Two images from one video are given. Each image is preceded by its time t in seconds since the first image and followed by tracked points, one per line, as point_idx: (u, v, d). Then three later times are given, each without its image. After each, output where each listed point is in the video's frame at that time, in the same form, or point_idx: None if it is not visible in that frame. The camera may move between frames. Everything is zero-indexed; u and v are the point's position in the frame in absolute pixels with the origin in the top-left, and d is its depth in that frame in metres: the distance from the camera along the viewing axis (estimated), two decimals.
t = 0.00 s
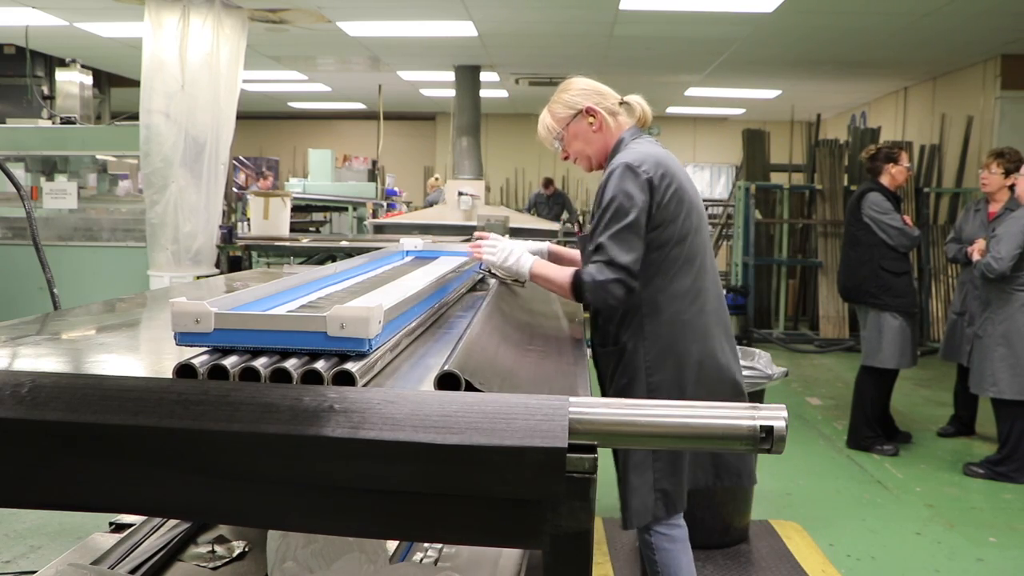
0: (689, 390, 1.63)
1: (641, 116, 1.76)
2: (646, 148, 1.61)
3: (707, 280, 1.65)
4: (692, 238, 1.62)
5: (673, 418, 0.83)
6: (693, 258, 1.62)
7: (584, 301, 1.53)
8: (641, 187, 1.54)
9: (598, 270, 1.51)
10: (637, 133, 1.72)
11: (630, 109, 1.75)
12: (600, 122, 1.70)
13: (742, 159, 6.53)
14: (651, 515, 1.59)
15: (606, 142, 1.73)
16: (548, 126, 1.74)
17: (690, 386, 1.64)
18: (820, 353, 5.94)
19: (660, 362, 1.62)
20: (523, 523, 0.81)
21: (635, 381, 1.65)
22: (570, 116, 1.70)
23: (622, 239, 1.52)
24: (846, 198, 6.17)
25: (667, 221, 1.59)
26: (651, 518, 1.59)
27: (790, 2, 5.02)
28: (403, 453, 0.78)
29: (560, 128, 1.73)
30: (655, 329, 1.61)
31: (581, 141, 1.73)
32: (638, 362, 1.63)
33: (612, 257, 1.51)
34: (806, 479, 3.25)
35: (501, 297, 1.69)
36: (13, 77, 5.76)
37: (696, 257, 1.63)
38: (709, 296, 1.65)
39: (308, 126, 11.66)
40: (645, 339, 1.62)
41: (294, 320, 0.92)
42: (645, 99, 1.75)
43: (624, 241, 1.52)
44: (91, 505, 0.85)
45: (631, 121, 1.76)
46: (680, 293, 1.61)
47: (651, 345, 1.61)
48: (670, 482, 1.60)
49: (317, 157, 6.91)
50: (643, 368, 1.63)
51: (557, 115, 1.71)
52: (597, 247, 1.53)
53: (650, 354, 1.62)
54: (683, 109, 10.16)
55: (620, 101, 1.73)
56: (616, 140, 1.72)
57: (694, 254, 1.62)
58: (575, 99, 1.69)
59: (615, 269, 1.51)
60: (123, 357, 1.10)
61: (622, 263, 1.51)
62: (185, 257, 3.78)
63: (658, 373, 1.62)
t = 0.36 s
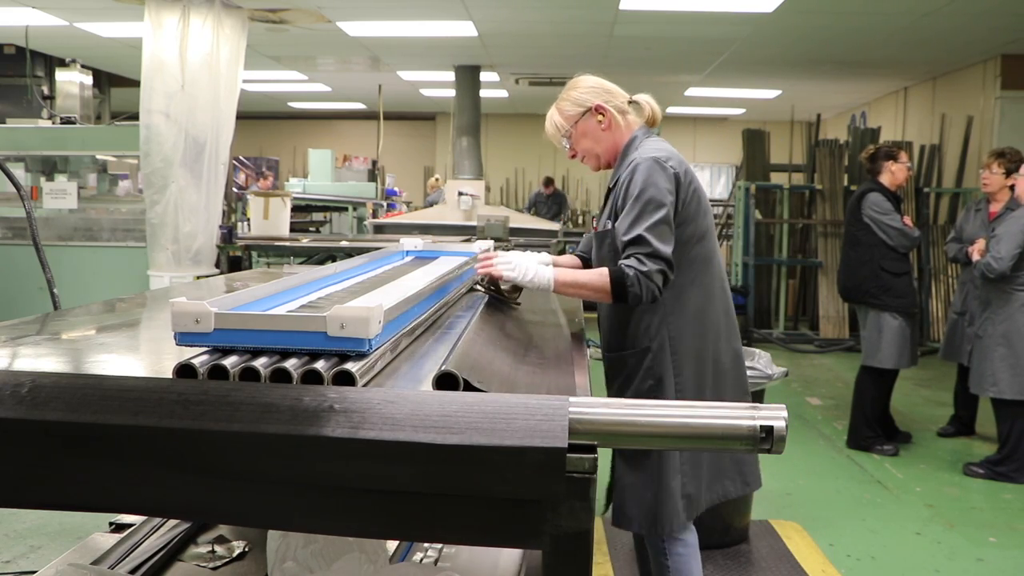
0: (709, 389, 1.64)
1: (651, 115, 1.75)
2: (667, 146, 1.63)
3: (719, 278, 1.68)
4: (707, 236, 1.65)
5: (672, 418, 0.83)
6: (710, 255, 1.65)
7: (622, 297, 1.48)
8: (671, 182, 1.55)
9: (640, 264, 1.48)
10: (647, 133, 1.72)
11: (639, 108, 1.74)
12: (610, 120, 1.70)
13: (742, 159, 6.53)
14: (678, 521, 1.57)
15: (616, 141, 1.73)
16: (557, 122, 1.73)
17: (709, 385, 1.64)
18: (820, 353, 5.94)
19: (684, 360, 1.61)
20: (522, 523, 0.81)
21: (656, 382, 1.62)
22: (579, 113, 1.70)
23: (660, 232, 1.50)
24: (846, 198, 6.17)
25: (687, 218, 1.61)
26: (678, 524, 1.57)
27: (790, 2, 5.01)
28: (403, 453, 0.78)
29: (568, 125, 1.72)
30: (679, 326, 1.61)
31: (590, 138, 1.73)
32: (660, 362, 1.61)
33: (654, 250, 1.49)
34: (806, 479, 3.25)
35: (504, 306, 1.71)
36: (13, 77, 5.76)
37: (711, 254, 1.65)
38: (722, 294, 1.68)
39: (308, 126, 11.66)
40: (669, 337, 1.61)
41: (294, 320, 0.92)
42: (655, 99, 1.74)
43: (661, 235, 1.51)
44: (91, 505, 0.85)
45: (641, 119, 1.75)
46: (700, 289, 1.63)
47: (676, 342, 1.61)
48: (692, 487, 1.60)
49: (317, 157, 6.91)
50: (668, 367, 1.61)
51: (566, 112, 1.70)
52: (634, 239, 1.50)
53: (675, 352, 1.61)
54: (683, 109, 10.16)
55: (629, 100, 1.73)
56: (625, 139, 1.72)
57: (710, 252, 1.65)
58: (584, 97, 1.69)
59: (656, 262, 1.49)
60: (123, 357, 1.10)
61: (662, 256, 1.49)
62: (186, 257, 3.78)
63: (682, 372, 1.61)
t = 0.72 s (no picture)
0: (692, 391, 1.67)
1: (636, 123, 1.84)
2: (644, 152, 1.69)
3: (700, 281, 1.72)
4: (685, 239, 1.69)
5: (672, 418, 0.83)
6: (688, 258, 1.69)
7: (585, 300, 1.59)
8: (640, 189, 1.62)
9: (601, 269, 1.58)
10: (629, 140, 1.81)
11: (625, 117, 1.83)
12: (591, 133, 1.82)
13: (742, 159, 6.53)
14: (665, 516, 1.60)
15: (599, 151, 1.85)
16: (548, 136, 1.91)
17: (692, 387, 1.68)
18: (820, 353, 5.94)
19: (661, 361, 1.66)
20: (522, 524, 0.81)
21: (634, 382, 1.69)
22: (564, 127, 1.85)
23: (623, 238, 1.59)
24: (846, 198, 6.17)
25: (662, 223, 1.67)
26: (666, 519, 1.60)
27: (790, 2, 5.01)
28: (403, 453, 0.78)
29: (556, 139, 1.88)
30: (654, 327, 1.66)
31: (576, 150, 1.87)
32: (638, 363, 1.68)
33: (613, 256, 1.58)
34: (806, 480, 3.25)
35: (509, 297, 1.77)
36: (13, 77, 5.76)
37: (690, 257, 1.70)
38: (703, 297, 1.72)
39: (308, 126, 11.66)
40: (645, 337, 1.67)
41: (294, 320, 0.92)
42: (638, 108, 1.83)
43: (623, 240, 1.59)
44: (92, 505, 0.84)
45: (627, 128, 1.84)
46: (676, 291, 1.68)
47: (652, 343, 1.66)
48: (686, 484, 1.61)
49: (317, 157, 6.91)
50: (645, 367, 1.67)
51: (553, 127, 1.86)
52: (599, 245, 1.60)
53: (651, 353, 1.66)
54: (683, 109, 10.15)
55: (612, 110, 1.82)
56: (607, 148, 1.83)
57: (688, 254, 1.69)
58: (567, 111, 1.83)
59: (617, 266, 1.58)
60: (124, 357, 1.10)
61: (623, 261, 1.58)
62: (186, 257, 3.78)
63: (660, 373, 1.66)
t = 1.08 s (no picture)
0: (668, 376, 1.81)
1: (628, 127, 1.94)
2: (630, 157, 1.83)
3: (684, 276, 1.83)
4: (668, 236, 1.81)
5: (674, 418, 0.83)
6: (670, 254, 1.81)
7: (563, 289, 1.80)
8: (618, 191, 1.76)
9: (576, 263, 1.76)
10: (623, 144, 1.91)
11: (617, 123, 1.92)
12: (587, 139, 1.90)
13: (742, 159, 6.52)
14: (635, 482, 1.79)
15: (596, 155, 1.93)
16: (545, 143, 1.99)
17: (668, 373, 1.81)
18: (820, 353, 5.94)
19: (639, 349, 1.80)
20: (522, 523, 0.81)
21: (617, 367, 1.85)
22: (561, 134, 1.93)
23: (597, 237, 1.76)
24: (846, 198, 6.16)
25: (643, 221, 1.79)
26: (634, 485, 1.79)
27: (790, 2, 5.01)
28: (403, 453, 0.78)
29: (554, 145, 1.96)
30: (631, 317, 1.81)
31: (574, 155, 1.95)
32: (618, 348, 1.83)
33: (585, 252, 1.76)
34: (806, 480, 3.26)
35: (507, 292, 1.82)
36: (13, 77, 5.76)
37: (672, 253, 1.81)
38: (685, 290, 1.83)
39: (308, 125, 11.66)
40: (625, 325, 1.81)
41: (294, 320, 0.92)
42: (631, 115, 1.92)
43: (598, 237, 1.76)
44: (91, 506, 0.84)
45: (620, 133, 1.94)
46: (656, 283, 1.80)
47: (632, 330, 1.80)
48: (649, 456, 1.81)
49: (317, 157, 6.92)
50: (624, 353, 1.82)
51: (552, 132, 1.93)
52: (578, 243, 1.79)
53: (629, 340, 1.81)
54: (683, 109, 10.15)
55: (606, 117, 1.91)
56: (603, 153, 1.92)
57: (670, 249, 1.81)
58: (564, 120, 1.90)
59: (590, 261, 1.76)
60: (124, 357, 1.10)
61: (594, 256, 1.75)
62: (186, 257, 3.78)
63: (639, 359, 1.80)
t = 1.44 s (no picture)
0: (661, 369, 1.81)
1: (629, 130, 1.94)
2: (625, 156, 1.85)
3: (678, 271, 1.82)
4: (662, 231, 1.81)
5: (675, 418, 0.83)
6: (664, 249, 1.81)
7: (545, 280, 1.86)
8: (607, 186, 1.79)
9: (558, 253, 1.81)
10: (624, 145, 1.91)
11: (619, 125, 1.93)
12: (589, 140, 1.91)
13: (742, 159, 6.52)
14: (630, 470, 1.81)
15: (597, 156, 1.93)
16: (547, 144, 1.99)
17: (661, 366, 1.81)
18: (820, 353, 5.94)
19: (631, 340, 1.80)
20: (521, 524, 0.81)
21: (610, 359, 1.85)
22: (563, 135, 1.93)
23: (582, 230, 1.79)
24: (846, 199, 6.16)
25: (636, 218, 1.80)
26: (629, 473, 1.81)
27: (790, 2, 5.01)
28: (402, 453, 0.78)
29: (556, 147, 1.96)
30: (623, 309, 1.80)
31: (576, 156, 1.95)
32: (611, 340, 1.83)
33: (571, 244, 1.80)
34: (806, 480, 3.25)
35: (507, 292, 1.82)
36: (13, 77, 5.76)
37: (666, 248, 1.81)
38: (680, 286, 1.82)
39: (308, 125, 11.66)
40: (616, 318, 1.81)
41: (294, 320, 0.92)
42: (632, 119, 1.93)
43: (587, 231, 1.79)
44: (92, 506, 0.84)
45: (621, 135, 1.94)
46: (648, 277, 1.79)
47: (623, 323, 1.80)
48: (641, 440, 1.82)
49: (317, 157, 6.91)
50: (616, 345, 1.82)
51: (555, 134, 1.94)
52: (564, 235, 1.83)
53: (620, 332, 1.81)
54: (683, 109, 10.15)
55: (607, 118, 1.92)
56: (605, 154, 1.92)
57: (663, 244, 1.81)
58: (566, 121, 1.91)
59: (570, 252, 1.80)
60: (124, 357, 1.10)
61: (577, 248, 1.79)
62: (186, 257, 3.78)
63: (632, 351, 1.80)
